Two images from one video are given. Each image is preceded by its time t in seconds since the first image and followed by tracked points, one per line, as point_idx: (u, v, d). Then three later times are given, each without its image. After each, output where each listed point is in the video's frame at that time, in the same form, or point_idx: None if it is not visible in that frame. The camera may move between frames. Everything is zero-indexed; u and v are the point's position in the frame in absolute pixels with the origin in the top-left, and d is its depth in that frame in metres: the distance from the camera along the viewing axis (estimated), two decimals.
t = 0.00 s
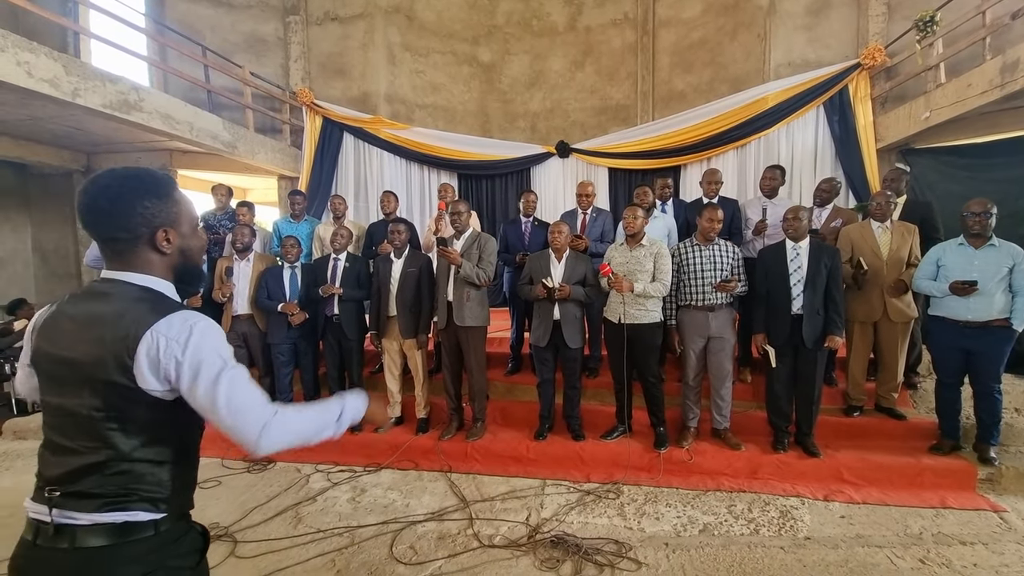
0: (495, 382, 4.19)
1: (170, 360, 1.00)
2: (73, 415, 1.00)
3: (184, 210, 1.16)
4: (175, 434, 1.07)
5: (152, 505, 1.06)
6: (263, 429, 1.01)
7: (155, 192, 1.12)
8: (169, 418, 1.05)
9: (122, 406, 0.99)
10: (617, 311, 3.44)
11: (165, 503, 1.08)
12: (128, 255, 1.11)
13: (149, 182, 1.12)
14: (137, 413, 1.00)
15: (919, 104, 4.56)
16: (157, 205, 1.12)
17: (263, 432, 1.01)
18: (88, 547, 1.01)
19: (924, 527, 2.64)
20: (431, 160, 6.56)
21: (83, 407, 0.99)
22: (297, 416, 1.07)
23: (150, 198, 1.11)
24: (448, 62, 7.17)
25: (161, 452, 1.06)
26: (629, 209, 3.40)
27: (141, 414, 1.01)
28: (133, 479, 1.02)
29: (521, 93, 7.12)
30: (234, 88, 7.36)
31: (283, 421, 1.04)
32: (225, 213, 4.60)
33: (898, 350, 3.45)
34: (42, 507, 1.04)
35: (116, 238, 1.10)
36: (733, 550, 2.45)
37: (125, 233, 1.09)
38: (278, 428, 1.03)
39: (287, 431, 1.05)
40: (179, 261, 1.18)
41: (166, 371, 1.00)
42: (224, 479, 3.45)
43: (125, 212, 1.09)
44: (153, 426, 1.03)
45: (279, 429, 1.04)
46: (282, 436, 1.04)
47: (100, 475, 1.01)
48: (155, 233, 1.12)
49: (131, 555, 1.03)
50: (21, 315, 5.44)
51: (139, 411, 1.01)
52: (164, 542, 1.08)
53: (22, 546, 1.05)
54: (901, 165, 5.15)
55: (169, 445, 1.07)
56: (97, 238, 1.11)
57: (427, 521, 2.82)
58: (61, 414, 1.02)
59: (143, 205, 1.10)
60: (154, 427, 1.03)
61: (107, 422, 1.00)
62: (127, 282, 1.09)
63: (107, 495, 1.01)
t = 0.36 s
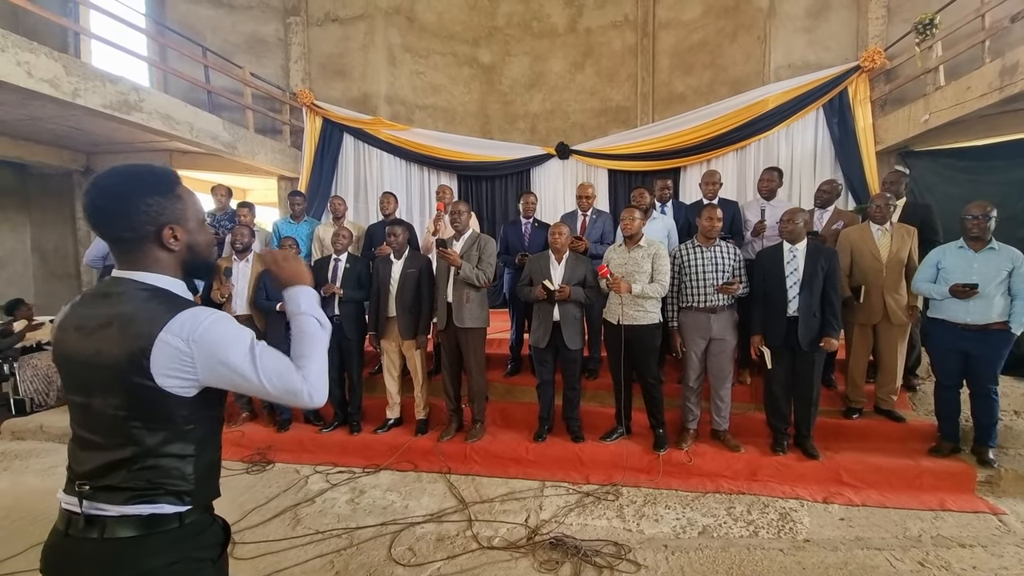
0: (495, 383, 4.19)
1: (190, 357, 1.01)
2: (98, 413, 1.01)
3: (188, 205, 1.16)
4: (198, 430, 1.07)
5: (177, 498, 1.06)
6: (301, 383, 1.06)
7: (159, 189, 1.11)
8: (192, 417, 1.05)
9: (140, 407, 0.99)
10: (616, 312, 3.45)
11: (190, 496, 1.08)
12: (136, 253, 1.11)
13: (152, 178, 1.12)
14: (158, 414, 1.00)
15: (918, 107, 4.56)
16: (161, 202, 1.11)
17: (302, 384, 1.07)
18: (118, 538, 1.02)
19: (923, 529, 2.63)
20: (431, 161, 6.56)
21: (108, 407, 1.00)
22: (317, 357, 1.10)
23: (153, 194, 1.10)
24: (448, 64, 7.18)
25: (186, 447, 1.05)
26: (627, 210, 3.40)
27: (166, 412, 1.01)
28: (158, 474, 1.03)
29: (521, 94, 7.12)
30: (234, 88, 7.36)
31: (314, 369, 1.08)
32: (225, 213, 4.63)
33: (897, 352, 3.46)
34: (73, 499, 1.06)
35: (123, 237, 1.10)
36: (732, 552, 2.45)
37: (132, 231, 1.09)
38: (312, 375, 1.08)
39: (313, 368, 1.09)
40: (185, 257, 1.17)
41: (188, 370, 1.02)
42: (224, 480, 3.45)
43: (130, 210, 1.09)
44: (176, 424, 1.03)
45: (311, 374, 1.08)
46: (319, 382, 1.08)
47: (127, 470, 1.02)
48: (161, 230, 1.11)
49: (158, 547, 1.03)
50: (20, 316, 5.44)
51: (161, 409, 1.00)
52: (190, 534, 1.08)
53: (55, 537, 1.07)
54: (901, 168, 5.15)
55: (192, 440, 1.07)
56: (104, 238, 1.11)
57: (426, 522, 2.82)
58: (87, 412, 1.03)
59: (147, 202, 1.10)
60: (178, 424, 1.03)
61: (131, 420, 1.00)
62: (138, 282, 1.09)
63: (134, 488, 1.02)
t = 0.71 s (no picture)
0: (499, 383, 4.20)
1: (207, 368, 1.00)
2: (119, 408, 1.02)
3: (232, 214, 1.17)
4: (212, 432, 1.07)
5: (184, 498, 1.07)
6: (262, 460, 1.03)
7: (206, 196, 1.13)
8: (207, 418, 1.05)
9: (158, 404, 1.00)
10: (619, 312, 3.44)
11: (196, 497, 1.09)
12: (177, 256, 1.13)
13: (201, 185, 1.14)
14: (176, 414, 1.01)
15: (926, 106, 4.53)
16: (206, 209, 1.13)
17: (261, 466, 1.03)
18: (123, 535, 1.02)
19: (930, 532, 2.61)
20: (436, 161, 6.57)
21: (128, 402, 1.01)
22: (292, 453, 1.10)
23: (200, 201, 1.12)
24: (453, 64, 7.19)
25: (198, 449, 1.06)
26: (629, 211, 3.40)
27: (181, 411, 1.01)
28: (169, 473, 1.04)
29: (526, 95, 7.12)
30: (240, 89, 7.40)
31: (283, 456, 1.07)
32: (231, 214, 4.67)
33: (904, 354, 3.43)
34: (85, 493, 1.07)
35: (167, 240, 1.12)
36: (736, 553, 2.44)
37: (176, 236, 1.11)
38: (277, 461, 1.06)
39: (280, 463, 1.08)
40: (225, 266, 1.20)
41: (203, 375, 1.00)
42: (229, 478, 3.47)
43: (176, 214, 1.11)
44: (190, 426, 1.03)
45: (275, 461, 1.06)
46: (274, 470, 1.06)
47: (140, 467, 1.03)
48: (202, 235, 1.13)
49: (163, 546, 1.04)
50: (28, 315, 5.49)
51: (176, 409, 1.01)
52: (193, 535, 1.08)
53: (64, 530, 1.08)
54: (908, 167, 5.11)
55: (205, 443, 1.07)
56: (150, 239, 1.13)
57: (429, 522, 2.82)
58: (109, 406, 1.04)
59: (194, 208, 1.12)
60: (193, 426, 1.04)
61: (148, 418, 1.01)
62: (177, 284, 1.10)
63: (145, 486, 1.03)
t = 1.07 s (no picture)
0: (505, 384, 4.20)
1: (229, 362, 1.01)
2: (141, 408, 1.04)
3: (240, 212, 1.18)
4: (232, 433, 1.07)
5: (205, 498, 1.06)
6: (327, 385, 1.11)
7: (214, 195, 1.14)
8: (226, 417, 1.05)
9: (175, 404, 1.01)
10: (623, 312, 3.42)
11: (218, 497, 1.08)
12: (186, 255, 1.13)
13: (209, 184, 1.15)
14: (192, 414, 1.01)
15: (934, 102, 4.48)
16: (213, 207, 1.13)
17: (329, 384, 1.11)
18: (148, 533, 1.04)
19: (941, 533, 2.58)
20: (441, 162, 6.58)
21: (150, 403, 1.02)
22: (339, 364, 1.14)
23: (207, 198, 1.13)
24: (457, 65, 7.20)
25: (218, 449, 1.06)
26: (630, 211, 3.38)
27: (200, 412, 1.02)
28: (190, 472, 1.04)
29: (530, 95, 7.12)
30: (246, 92, 7.46)
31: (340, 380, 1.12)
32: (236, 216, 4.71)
33: (913, 353, 3.40)
34: (112, 489, 1.09)
35: (176, 239, 1.13)
36: (743, 554, 2.42)
37: (185, 234, 1.12)
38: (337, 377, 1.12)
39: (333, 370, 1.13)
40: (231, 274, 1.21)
41: (224, 372, 1.02)
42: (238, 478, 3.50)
43: (183, 212, 1.11)
44: (209, 426, 1.03)
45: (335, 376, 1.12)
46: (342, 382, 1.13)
47: (163, 465, 1.04)
48: (210, 233, 1.14)
49: (185, 545, 1.04)
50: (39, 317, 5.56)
51: (194, 409, 1.01)
52: (214, 534, 1.08)
53: (94, 523, 1.10)
54: (917, 164, 5.06)
55: (226, 442, 1.07)
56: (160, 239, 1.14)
57: (435, 522, 2.83)
58: (133, 406, 1.05)
59: (201, 205, 1.12)
60: (211, 425, 1.04)
61: (170, 418, 1.02)
62: (184, 283, 1.11)
63: (168, 484, 1.04)
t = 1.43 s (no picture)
0: (512, 385, 4.19)
1: (221, 376, 0.99)
2: (141, 407, 1.06)
3: (291, 238, 1.20)
4: (216, 447, 1.07)
5: (180, 511, 1.06)
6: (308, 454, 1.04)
7: (273, 215, 1.17)
8: (214, 431, 1.05)
9: (169, 409, 1.02)
10: (629, 312, 3.42)
11: (193, 512, 1.08)
12: (227, 264, 1.15)
13: (270, 205, 1.19)
14: (183, 420, 1.02)
15: (947, 98, 4.41)
16: (269, 226, 1.16)
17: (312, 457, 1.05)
18: (121, 538, 1.04)
19: (955, 535, 2.54)
20: (447, 164, 6.60)
21: (149, 402, 1.05)
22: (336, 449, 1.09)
23: (267, 218, 1.16)
24: (463, 67, 7.21)
25: (200, 462, 1.06)
26: (635, 211, 3.36)
27: (186, 418, 1.02)
28: (169, 481, 1.05)
29: (536, 95, 7.11)
30: (255, 97, 7.53)
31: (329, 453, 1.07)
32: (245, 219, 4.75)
33: (926, 352, 3.35)
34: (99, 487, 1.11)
35: (224, 248, 1.15)
36: (754, 556, 2.40)
37: (236, 246, 1.14)
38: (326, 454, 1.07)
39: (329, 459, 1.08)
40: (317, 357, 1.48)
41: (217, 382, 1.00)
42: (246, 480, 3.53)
43: (240, 225, 1.15)
44: (195, 436, 1.04)
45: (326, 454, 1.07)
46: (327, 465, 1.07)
47: (146, 470, 1.05)
48: (257, 249, 1.16)
49: (153, 557, 1.04)
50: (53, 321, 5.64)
51: (185, 415, 1.02)
52: (186, 549, 1.07)
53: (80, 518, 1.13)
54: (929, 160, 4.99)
55: (209, 456, 1.07)
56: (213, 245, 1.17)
57: (443, 524, 2.83)
58: (135, 403, 1.08)
59: (260, 223, 1.15)
60: (198, 436, 1.04)
61: (162, 421, 1.03)
62: (219, 292, 1.12)
63: (146, 491, 1.05)
